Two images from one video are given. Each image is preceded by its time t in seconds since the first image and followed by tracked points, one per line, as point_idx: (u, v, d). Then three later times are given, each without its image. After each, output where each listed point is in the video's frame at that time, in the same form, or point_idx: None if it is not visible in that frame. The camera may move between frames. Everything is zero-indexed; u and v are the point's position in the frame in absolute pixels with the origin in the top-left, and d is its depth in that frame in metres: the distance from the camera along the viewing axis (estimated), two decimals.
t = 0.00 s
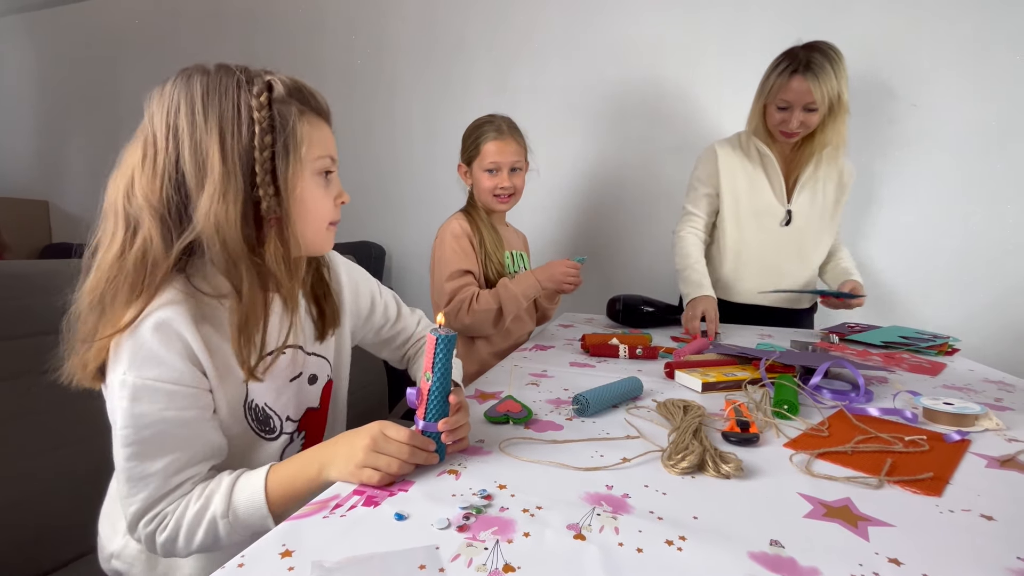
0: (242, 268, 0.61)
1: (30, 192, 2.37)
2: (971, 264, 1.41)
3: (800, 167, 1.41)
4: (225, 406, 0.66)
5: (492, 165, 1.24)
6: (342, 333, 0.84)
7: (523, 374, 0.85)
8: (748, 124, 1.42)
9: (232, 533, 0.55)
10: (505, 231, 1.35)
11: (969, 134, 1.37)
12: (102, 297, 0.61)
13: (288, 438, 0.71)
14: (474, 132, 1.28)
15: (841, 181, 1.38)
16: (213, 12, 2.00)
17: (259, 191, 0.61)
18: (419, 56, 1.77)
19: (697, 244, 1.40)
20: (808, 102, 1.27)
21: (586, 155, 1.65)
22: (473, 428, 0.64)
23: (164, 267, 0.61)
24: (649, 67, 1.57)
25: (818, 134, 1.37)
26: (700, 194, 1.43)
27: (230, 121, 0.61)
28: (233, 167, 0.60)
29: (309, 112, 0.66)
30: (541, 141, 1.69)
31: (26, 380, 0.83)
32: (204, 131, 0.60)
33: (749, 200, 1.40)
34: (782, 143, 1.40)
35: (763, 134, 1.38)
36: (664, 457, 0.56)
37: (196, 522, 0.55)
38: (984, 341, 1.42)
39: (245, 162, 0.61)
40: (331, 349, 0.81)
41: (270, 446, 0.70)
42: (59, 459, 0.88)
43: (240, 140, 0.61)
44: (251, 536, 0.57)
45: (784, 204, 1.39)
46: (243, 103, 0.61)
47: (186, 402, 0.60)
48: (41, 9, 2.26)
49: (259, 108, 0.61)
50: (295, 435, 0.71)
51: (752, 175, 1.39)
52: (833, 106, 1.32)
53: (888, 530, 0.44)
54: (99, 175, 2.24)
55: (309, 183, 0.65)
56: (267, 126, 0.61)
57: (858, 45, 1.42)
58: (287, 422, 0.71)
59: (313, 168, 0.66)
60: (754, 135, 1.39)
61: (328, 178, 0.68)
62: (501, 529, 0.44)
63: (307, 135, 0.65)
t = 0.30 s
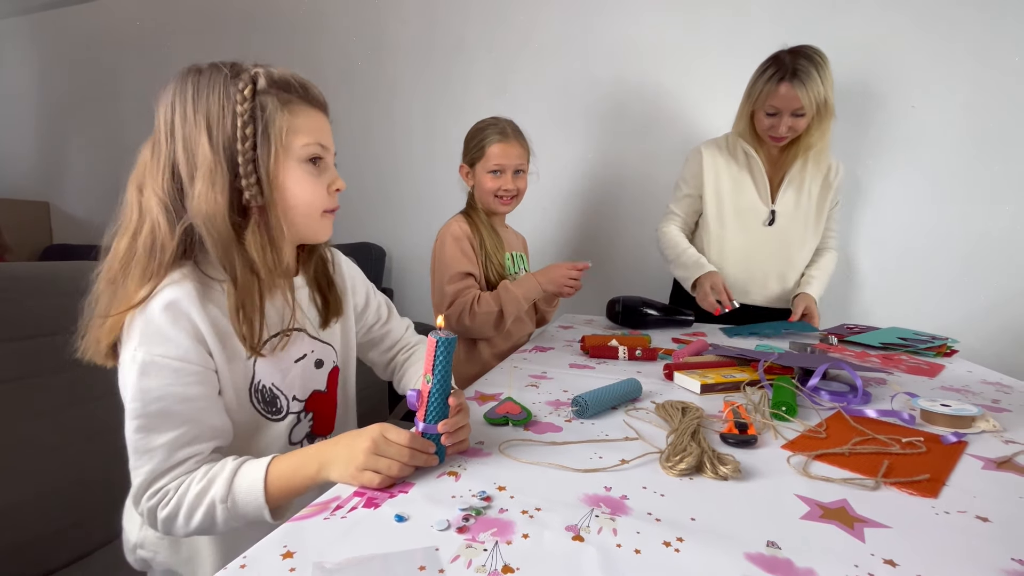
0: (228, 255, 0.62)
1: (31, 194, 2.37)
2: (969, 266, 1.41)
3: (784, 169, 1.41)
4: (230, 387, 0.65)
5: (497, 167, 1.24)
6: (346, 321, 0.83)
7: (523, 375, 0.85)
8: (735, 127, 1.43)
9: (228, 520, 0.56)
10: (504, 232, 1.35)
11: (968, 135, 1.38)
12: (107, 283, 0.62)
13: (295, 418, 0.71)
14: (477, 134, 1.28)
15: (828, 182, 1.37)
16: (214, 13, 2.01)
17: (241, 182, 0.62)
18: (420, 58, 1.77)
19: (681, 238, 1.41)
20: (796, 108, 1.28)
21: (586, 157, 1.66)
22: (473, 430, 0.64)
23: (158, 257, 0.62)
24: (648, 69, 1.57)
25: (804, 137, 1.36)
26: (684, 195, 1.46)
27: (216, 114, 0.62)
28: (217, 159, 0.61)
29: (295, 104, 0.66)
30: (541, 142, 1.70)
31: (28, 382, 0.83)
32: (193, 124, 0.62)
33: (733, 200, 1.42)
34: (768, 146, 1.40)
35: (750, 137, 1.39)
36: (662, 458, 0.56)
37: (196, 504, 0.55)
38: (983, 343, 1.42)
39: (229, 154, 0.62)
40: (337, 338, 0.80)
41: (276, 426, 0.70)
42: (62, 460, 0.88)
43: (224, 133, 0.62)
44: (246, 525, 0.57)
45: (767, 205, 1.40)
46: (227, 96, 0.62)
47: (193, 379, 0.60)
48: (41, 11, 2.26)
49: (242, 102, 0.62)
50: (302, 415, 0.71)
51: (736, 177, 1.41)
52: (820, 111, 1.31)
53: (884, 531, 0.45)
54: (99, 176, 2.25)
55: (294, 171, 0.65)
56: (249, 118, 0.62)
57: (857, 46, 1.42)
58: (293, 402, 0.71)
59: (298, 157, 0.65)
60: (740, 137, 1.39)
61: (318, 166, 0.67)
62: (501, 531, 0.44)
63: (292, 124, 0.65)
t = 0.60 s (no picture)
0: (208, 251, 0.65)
1: (34, 197, 2.38)
2: (970, 267, 1.41)
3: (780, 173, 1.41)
4: (239, 374, 0.66)
5: (498, 168, 1.24)
6: (355, 319, 0.83)
7: (524, 377, 0.85)
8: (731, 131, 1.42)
9: (233, 507, 0.56)
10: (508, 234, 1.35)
11: (968, 137, 1.38)
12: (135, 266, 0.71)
13: (301, 408, 0.70)
14: (481, 135, 1.29)
15: (825, 185, 1.37)
16: (216, 16, 2.02)
17: (229, 185, 0.66)
18: (421, 60, 1.78)
19: (685, 249, 1.42)
20: (790, 114, 1.27)
21: (587, 159, 1.66)
22: (474, 432, 0.64)
23: (167, 246, 0.69)
24: (648, 72, 1.58)
25: (800, 141, 1.36)
26: (684, 200, 1.46)
27: (217, 123, 0.67)
28: (212, 162, 0.66)
29: (290, 110, 0.67)
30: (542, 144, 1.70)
31: (31, 385, 0.83)
32: (200, 131, 0.68)
33: (728, 203, 1.42)
34: (764, 149, 1.40)
35: (748, 142, 1.39)
36: (663, 460, 0.56)
37: (203, 489, 0.55)
38: (984, 344, 1.42)
39: (222, 159, 0.66)
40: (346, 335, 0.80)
41: (284, 415, 0.70)
42: (64, 464, 0.87)
43: (220, 139, 0.67)
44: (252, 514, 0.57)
45: (762, 207, 1.40)
46: (228, 108, 0.67)
47: (203, 363, 0.61)
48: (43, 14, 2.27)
49: (239, 110, 0.66)
50: (308, 405, 0.71)
51: (734, 180, 1.41)
52: (815, 116, 1.31)
53: (884, 533, 0.45)
54: (103, 179, 2.25)
55: (279, 175, 0.66)
56: (241, 125, 0.66)
57: (857, 48, 1.42)
58: (300, 391, 0.71)
59: (287, 162, 0.66)
60: (737, 141, 1.39)
61: (309, 172, 0.67)
62: (503, 532, 0.44)
63: (281, 131, 0.66)
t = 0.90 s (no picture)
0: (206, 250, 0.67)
1: (37, 199, 2.39)
2: (971, 268, 1.41)
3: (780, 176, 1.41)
4: (238, 366, 0.67)
5: (497, 169, 1.22)
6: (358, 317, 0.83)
7: (525, 380, 0.86)
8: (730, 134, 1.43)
9: (237, 499, 0.56)
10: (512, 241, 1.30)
11: (968, 138, 1.38)
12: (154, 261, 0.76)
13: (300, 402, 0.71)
14: (482, 138, 1.27)
15: (823, 187, 1.37)
16: (217, 20, 2.02)
17: (228, 190, 0.68)
18: (422, 63, 1.79)
19: (688, 253, 1.42)
20: (787, 117, 1.28)
21: (587, 161, 1.66)
22: (474, 435, 0.65)
23: (178, 243, 0.73)
24: (648, 74, 1.58)
25: (798, 143, 1.36)
26: (686, 202, 1.46)
27: (226, 130, 0.69)
28: (217, 166, 0.69)
29: (290, 125, 0.68)
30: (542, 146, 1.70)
31: (33, 388, 0.84)
32: (212, 137, 0.71)
33: (728, 206, 1.42)
34: (764, 153, 1.40)
35: (747, 145, 1.39)
36: (662, 463, 0.57)
37: (210, 479, 0.56)
38: (985, 346, 1.42)
39: (225, 164, 0.69)
40: (349, 335, 0.80)
41: (283, 410, 0.70)
42: (63, 467, 0.87)
43: (226, 146, 0.69)
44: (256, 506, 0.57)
45: (762, 209, 1.41)
46: (236, 117, 0.69)
47: (202, 353, 0.62)
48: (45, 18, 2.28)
49: (245, 121, 0.68)
50: (307, 399, 0.71)
51: (734, 183, 1.42)
52: (812, 119, 1.31)
53: (881, 535, 0.45)
54: (106, 182, 2.26)
55: (271, 187, 0.67)
56: (245, 135, 0.68)
57: (856, 50, 1.43)
58: (299, 386, 0.72)
59: (279, 176, 0.66)
60: (736, 144, 1.40)
61: (301, 189, 0.67)
62: (502, 534, 0.45)
63: (277, 144, 0.67)
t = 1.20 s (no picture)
0: (191, 241, 0.67)
1: (37, 200, 2.39)
2: (970, 267, 1.41)
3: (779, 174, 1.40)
4: (220, 358, 0.66)
5: (475, 173, 1.11)
6: (346, 317, 0.83)
7: (524, 379, 0.86)
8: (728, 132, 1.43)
9: (227, 495, 0.56)
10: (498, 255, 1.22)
11: (969, 137, 1.38)
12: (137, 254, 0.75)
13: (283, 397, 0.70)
14: (463, 138, 1.16)
15: (824, 185, 1.37)
16: (218, 20, 2.03)
17: (215, 184, 0.68)
18: (422, 63, 1.79)
19: (689, 253, 1.41)
20: (785, 114, 1.28)
21: (587, 160, 1.66)
22: (474, 433, 0.65)
23: (163, 235, 0.73)
24: (648, 73, 1.58)
25: (797, 141, 1.36)
26: (685, 200, 1.46)
27: (211, 121, 0.69)
28: (202, 158, 0.69)
29: (277, 118, 0.68)
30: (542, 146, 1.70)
31: (33, 387, 0.84)
32: (196, 128, 0.71)
33: (727, 204, 1.42)
34: (762, 150, 1.41)
35: (745, 142, 1.39)
36: (661, 462, 0.57)
37: (199, 473, 0.55)
38: (984, 345, 1.42)
39: (211, 157, 0.69)
40: (336, 332, 0.80)
41: (266, 406, 0.70)
42: (61, 466, 0.87)
43: (211, 138, 0.69)
44: (243, 502, 0.57)
45: (761, 208, 1.40)
46: (222, 109, 0.69)
47: (182, 341, 0.61)
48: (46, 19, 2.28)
49: (230, 113, 0.68)
50: (290, 395, 0.71)
51: (733, 181, 1.41)
52: (810, 116, 1.31)
53: (880, 534, 0.45)
54: (107, 182, 2.27)
55: (258, 180, 0.67)
56: (231, 128, 0.68)
57: (857, 49, 1.43)
58: (282, 380, 0.71)
59: (266, 170, 0.67)
60: (734, 143, 1.40)
61: (288, 182, 0.68)
62: (500, 533, 0.45)
63: (263, 137, 0.67)
